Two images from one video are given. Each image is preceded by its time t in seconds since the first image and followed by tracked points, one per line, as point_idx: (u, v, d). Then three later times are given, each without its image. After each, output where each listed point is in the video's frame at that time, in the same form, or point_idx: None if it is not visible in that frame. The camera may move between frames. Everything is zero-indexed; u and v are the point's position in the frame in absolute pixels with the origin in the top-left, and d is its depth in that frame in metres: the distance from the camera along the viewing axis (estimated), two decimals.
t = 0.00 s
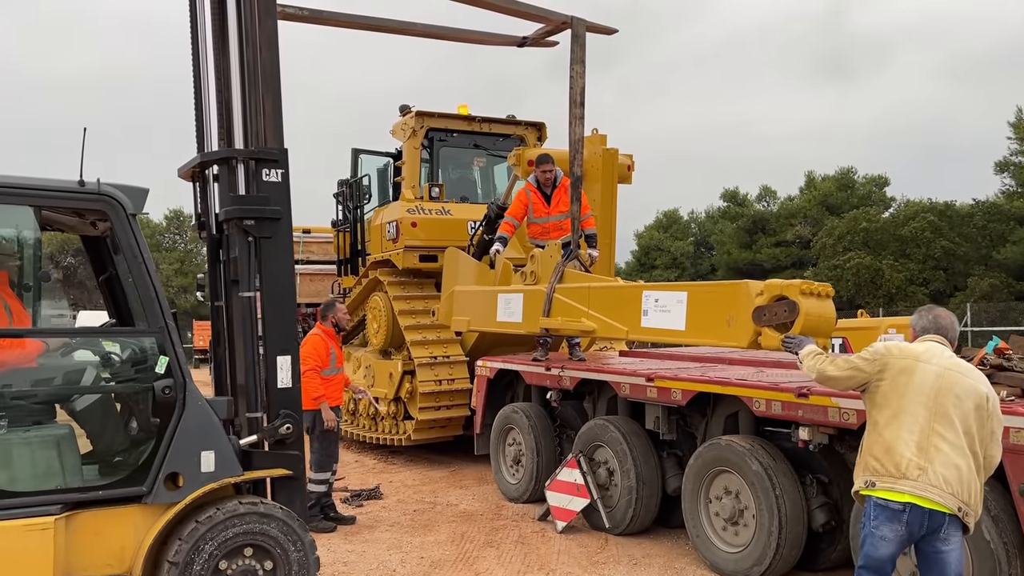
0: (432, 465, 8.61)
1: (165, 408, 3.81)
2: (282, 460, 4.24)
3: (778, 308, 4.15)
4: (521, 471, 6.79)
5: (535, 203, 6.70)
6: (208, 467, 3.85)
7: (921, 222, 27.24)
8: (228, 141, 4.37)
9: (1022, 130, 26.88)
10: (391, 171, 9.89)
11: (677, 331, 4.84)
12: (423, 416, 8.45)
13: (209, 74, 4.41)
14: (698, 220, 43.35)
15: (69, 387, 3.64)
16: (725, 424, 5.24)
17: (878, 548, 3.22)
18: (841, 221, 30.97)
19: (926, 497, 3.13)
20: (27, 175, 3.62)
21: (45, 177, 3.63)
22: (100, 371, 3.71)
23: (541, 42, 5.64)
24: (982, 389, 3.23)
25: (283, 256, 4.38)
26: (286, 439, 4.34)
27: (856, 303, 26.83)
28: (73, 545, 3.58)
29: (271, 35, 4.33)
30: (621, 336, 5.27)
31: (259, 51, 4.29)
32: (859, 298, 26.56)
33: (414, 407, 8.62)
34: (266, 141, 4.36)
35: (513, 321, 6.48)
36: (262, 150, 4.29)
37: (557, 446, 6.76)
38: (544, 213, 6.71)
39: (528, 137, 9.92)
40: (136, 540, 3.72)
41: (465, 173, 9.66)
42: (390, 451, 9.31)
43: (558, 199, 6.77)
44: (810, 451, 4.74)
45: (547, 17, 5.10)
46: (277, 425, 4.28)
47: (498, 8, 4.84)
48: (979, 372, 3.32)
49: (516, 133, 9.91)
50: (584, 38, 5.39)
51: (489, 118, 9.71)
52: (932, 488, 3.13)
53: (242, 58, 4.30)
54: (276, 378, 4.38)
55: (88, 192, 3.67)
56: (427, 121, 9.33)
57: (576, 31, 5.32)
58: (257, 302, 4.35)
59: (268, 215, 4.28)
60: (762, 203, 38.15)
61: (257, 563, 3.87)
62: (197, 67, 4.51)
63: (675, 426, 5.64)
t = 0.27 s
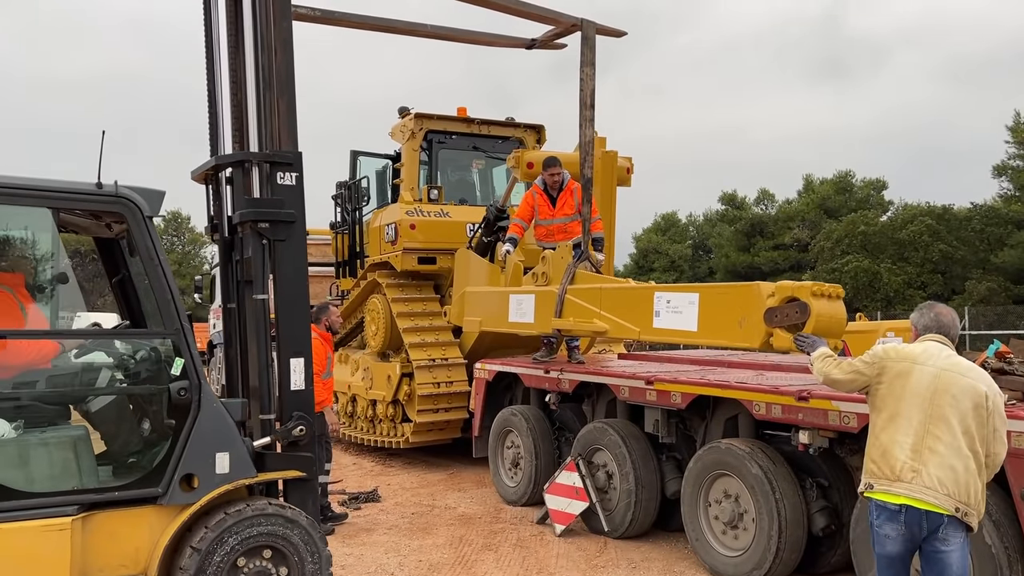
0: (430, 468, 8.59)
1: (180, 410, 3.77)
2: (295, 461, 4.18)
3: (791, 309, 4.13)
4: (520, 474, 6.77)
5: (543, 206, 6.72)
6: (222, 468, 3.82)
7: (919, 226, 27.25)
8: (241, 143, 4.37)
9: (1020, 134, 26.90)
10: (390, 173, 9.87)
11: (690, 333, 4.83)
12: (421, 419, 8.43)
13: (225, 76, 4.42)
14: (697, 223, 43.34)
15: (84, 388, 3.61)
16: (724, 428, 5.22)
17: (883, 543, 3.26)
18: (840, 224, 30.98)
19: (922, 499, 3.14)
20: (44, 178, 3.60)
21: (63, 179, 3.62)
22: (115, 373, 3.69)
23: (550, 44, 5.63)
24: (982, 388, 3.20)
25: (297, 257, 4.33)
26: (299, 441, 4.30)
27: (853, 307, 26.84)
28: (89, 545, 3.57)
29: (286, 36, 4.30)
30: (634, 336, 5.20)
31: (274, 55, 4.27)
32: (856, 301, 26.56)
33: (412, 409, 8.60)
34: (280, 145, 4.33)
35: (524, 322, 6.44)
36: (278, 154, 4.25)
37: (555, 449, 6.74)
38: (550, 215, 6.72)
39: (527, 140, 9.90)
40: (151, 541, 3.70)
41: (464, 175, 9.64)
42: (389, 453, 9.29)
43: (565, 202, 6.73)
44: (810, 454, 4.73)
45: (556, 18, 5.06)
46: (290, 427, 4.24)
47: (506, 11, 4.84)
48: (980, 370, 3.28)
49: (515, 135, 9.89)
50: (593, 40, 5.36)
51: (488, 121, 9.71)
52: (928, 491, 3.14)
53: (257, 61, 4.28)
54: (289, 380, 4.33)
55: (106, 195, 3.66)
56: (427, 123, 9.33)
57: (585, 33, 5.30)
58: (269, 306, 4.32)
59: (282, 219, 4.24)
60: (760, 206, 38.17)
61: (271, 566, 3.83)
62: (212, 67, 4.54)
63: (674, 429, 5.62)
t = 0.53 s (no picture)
0: (426, 470, 8.56)
1: (191, 411, 3.76)
2: (304, 463, 4.21)
3: (802, 308, 4.13)
4: (517, 476, 6.74)
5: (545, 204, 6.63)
6: (232, 470, 3.80)
7: (915, 229, 27.30)
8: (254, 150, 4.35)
9: (1015, 137, 26.95)
10: (387, 175, 9.85)
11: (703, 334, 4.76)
12: (418, 421, 8.40)
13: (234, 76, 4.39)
14: (693, 226, 43.36)
15: (95, 390, 3.59)
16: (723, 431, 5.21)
17: (879, 544, 3.30)
18: (835, 228, 31.01)
19: (907, 507, 3.17)
20: (55, 179, 3.59)
21: (75, 180, 3.61)
22: (125, 374, 3.68)
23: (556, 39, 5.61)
24: (967, 391, 3.17)
25: (305, 258, 4.35)
26: (308, 443, 4.25)
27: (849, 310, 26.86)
28: (100, 547, 3.55)
29: (296, 38, 4.33)
30: (646, 337, 5.12)
31: (285, 56, 4.29)
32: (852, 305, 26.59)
33: (408, 412, 8.58)
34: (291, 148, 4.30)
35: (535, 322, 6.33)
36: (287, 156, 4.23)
37: (553, 451, 6.72)
38: (550, 215, 6.63)
39: (524, 142, 9.89)
40: (161, 542, 3.68)
41: (461, 177, 9.62)
42: (385, 456, 9.25)
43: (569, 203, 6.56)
44: (808, 457, 4.72)
45: (562, 20, 5.15)
46: (299, 429, 4.20)
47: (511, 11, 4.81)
48: (967, 370, 3.23)
49: (513, 137, 9.88)
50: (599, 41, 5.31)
51: (486, 123, 9.69)
52: (915, 498, 3.16)
53: (268, 64, 4.30)
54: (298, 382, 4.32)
55: (117, 196, 3.65)
56: (424, 125, 9.31)
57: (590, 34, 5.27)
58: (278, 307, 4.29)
59: (293, 221, 4.23)
60: (756, 209, 38.19)
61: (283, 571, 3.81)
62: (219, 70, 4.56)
63: (671, 432, 5.61)
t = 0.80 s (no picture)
0: (420, 473, 8.53)
1: (197, 414, 3.73)
2: (308, 465, 4.18)
3: (810, 310, 4.12)
4: (512, 479, 6.73)
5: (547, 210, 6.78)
6: (238, 472, 3.77)
7: (909, 233, 27.37)
8: (260, 152, 4.31)
9: (1009, 141, 27.05)
10: (382, 177, 9.82)
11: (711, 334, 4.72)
12: (412, 424, 8.38)
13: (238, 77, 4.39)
14: (688, 229, 43.40)
15: (101, 391, 3.57)
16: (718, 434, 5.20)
17: (879, 543, 3.30)
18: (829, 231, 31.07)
19: (905, 505, 3.18)
20: (63, 181, 3.58)
21: (82, 182, 3.61)
22: (131, 376, 3.65)
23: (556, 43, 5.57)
24: (959, 387, 3.17)
25: (311, 263, 4.30)
26: (313, 445, 4.24)
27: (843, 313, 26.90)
28: (106, 549, 3.53)
29: (301, 41, 4.30)
30: (653, 336, 5.10)
31: (290, 57, 4.27)
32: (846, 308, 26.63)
33: (403, 414, 8.55)
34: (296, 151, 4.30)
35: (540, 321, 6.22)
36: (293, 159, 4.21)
37: (548, 454, 6.70)
38: (554, 219, 6.77)
39: (519, 144, 9.88)
40: (167, 544, 3.66)
41: (456, 179, 9.60)
42: (379, 459, 9.23)
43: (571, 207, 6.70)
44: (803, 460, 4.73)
45: (564, 21, 5.05)
46: (304, 431, 4.18)
47: (514, 12, 4.78)
48: (958, 366, 3.23)
49: (508, 140, 9.86)
50: (601, 43, 5.29)
51: (481, 125, 9.68)
52: (911, 495, 3.17)
53: (273, 66, 4.28)
54: (303, 385, 4.29)
55: (124, 199, 3.64)
56: (419, 127, 9.29)
57: (592, 36, 5.24)
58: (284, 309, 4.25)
59: (298, 224, 4.22)
60: (751, 211, 38.25)
61: None
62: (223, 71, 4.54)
63: (666, 435, 5.63)
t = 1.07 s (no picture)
0: (414, 475, 8.51)
1: (199, 415, 3.73)
2: (311, 467, 4.15)
3: (813, 315, 4.12)
4: (506, 481, 6.71)
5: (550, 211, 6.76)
6: (241, 473, 3.76)
7: (902, 235, 27.45)
8: (262, 153, 4.31)
9: (1001, 145, 27.15)
10: (376, 178, 9.80)
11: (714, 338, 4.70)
12: (406, 426, 8.36)
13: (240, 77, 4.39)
14: (682, 231, 43.44)
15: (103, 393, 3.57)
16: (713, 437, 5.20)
17: (883, 544, 3.30)
18: (822, 233, 31.12)
19: (908, 508, 3.18)
20: (66, 182, 3.58)
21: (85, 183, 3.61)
22: (133, 378, 3.65)
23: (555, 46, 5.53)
24: (962, 389, 3.17)
25: (313, 264, 4.29)
26: (314, 446, 4.24)
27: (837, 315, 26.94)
28: (109, 550, 3.52)
29: (303, 43, 4.30)
30: (656, 340, 5.08)
31: (292, 59, 4.26)
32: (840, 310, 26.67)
33: (396, 416, 8.53)
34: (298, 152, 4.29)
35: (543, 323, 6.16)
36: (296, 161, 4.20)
37: (542, 456, 6.69)
38: (557, 220, 6.75)
39: (514, 146, 9.87)
40: (170, 545, 3.65)
41: (450, 181, 9.59)
42: (372, 461, 9.20)
43: (574, 207, 6.66)
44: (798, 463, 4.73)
45: (564, 24, 4.99)
46: (306, 432, 4.18)
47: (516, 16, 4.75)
48: (961, 368, 3.23)
49: (502, 141, 9.86)
50: (601, 46, 5.26)
51: (476, 127, 9.66)
52: (914, 498, 3.17)
53: (275, 67, 4.28)
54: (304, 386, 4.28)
55: (127, 200, 3.65)
56: (413, 128, 9.27)
57: (592, 39, 5.22)
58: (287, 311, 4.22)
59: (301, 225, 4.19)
60: (745, 214, 38.33)
61: None
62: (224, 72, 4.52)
63: (661, 437, 5.61)
